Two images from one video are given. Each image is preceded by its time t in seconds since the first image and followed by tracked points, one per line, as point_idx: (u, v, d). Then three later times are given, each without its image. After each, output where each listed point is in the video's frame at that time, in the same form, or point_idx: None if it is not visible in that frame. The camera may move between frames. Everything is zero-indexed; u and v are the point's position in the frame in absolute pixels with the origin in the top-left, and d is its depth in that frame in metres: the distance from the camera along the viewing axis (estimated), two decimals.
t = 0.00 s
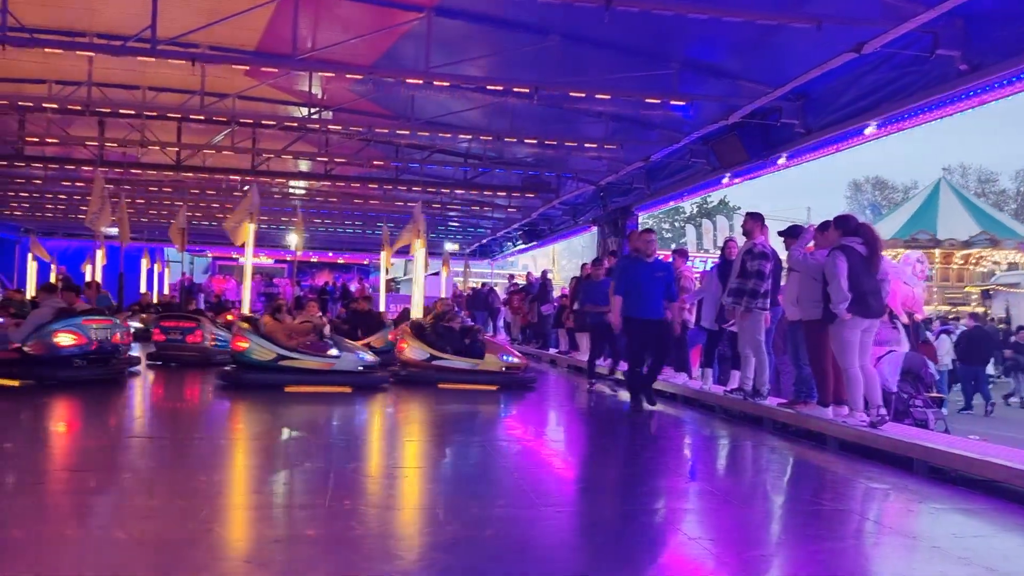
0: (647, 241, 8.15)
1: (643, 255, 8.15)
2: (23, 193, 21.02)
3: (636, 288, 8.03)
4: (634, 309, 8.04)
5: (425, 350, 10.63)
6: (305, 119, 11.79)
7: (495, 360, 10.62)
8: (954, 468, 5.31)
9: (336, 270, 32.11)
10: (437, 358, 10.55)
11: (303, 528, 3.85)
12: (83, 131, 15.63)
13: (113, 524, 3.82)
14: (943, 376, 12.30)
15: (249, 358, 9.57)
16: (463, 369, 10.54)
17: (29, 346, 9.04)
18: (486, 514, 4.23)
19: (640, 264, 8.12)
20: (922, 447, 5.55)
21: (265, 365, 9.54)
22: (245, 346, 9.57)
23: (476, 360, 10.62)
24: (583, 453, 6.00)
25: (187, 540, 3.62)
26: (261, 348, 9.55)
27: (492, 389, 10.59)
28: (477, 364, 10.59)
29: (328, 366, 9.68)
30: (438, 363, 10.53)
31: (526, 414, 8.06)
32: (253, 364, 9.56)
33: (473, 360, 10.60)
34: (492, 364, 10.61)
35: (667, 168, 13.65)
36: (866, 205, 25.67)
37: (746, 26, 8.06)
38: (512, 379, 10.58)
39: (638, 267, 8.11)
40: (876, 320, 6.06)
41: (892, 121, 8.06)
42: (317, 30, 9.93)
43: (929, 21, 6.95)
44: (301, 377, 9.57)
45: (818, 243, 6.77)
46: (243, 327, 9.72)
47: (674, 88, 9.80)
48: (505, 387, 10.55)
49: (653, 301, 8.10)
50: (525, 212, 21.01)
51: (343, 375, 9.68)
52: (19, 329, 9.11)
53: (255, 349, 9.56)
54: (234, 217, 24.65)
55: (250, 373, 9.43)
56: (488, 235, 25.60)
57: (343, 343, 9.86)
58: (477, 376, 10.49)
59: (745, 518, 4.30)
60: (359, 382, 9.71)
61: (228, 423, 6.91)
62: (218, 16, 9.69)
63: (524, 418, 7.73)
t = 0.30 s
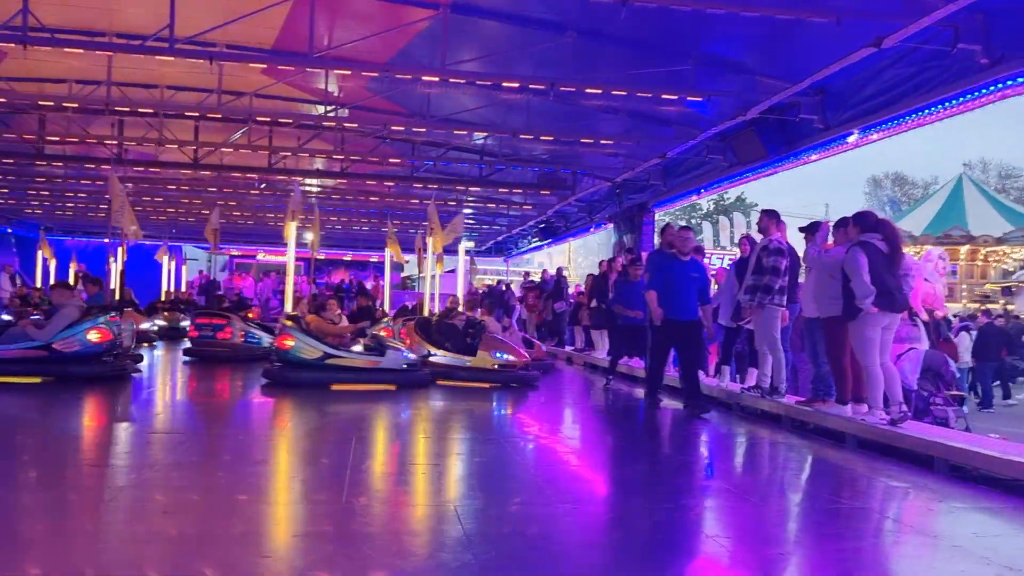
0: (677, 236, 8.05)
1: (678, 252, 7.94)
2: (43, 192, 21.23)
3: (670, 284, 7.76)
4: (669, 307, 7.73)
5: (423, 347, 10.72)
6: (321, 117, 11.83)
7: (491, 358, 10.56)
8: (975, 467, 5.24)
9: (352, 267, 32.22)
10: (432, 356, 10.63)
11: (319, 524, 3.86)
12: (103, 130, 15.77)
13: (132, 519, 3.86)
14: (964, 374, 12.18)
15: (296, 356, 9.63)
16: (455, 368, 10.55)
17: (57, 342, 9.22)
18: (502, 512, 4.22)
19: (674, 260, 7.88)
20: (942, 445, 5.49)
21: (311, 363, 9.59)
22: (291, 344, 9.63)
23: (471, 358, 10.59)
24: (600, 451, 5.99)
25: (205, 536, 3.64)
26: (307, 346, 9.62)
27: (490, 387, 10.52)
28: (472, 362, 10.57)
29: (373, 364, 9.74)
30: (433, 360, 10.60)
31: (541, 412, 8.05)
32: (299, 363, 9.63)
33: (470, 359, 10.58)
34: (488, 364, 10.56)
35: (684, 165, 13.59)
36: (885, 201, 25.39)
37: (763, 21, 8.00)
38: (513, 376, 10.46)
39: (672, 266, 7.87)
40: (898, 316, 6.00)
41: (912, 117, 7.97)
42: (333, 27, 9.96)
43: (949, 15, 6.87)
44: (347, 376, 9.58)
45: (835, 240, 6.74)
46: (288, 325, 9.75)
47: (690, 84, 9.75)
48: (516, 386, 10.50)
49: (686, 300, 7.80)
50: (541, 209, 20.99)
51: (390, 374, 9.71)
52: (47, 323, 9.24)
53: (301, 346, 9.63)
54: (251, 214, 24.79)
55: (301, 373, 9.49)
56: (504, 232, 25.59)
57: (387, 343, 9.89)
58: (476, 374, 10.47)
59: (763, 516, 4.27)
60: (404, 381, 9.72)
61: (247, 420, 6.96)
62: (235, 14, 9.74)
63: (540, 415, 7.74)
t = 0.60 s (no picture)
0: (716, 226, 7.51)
1: (720, 244, 7.34)
2: (67, 192, 21.47)
3: (707, 277, 7.18)
4: (707, 303, 7.15)
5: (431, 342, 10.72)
6: (341, 116, 11.89)
7: (487, 355, 10.58)
8: (999, 466, 5.19)
9: (371, 265, 32.33)
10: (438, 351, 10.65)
11: (340, 522, 3.88)
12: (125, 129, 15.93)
13: (155, 515, 3.89)
14: (987, 374, 12.03)
15: (331, 354, 9.60)
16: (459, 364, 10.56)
17: (96, 341, 9.44)
18: (521, 510, 4.22)
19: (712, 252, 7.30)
20: (966, 445, 5.43)
21: (346, 361, 9.59)
22: (327, 344, 9.60)
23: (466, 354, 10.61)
24: (618, 449, 5.98)
25: (228, 532, 3.67)
26: (343, 345, 9.60)
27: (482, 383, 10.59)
28: (468, 358, 10.59)
29: (406, 362, 9.85)
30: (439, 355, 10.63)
31: (559, 409, 8.06)
32: (334, 361, 9.62)
33: (464, 353, 10.61)
34: (482, 361, 10.58)
35: (704, 163, 13.52)
36: (907, 198, 25.12)
37: (784, 17, 7.96)
38: (506, 373, 10.51)
39: (710, 258, 7.28)
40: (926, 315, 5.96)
41: (935, 113, 7.89)
42: (353, 27, 10.01)
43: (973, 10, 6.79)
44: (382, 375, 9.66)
45: (856, 238, 6.67)
46: (321, 323, 9.71)
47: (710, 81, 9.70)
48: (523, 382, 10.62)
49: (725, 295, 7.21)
50: (559, 207, 20.98)
51: (421, 372, 9.85)
52: (85, 319, 9.43)
53: (338, 345, 9.61)
54: (271, 214, 24.98)
55: (333, 373, 9.50)
56: (522, 230, 25.60)
57: (417, 342, 10.02)
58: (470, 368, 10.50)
59: (783, 516, 4.24)
60: (435, 378, 9.88)
61: (268, 417, 7.00)
62: (256, 14, 9.81)
63: (558, 413, 7.74)
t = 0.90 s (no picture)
0: (733, 223, 7.11)
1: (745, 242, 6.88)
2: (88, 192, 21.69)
3: (737, 280, 6.74)
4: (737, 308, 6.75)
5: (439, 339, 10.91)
6: (358, 115, 11.93)
7: (482, 352, 10.54)
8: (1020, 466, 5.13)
9: (388, 263, 32.43)
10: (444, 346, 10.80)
11: (357, 519, 3.90)
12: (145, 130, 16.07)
13: (174, 511, 3.93)
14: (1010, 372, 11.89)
15: (349, 352, 9.62)
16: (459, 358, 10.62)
17: (138, 338, 9.62)
18: (536, 508, 4.22)
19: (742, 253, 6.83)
20: (987, 444, 5.37)
21: (364, 359, 9.62)
22: (346, 342, 9.61)
23: (465, 352, 10.65)
24: (635, 448, 5.97)
25: (246, 529, 3.70)
26: (362, 343, 9.64)
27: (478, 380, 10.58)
28: (466, 356, 10.59)
29: (420, 359, 9.94)
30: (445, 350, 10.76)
31: (575, 408, 8.05)
32: (351, 359, 9.63)
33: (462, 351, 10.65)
34: (478, 358, 10.56)
35: (721, 161, 13.46)
36: (928, 196, 24.84)
37: (802, 13, 7.90)
38: (502, 371, 10.48)
39: (739, 259, 6.81)
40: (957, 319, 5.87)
41: (956, 109, 7.81)
42: (369, 26, 10.04)
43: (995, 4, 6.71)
44: (398, 373, 9.70)
45: (879, 234, 6.54)
46: (339, 321, 9.74)
47: (728, 78, 9.64)
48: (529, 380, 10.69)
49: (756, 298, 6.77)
50: (575, 205, 20.95)
51: (435, 369, 10.02)
52: (128, 317, 9.68)
53: (357, 344, 9.64)
54: (289, 212, 25.12)
55: (350, 370, 9.51)
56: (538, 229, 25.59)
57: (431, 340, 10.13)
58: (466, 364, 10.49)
59: (801, 516, 4.22)
60: (447, 375, 10.11)
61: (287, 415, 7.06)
62: (274, 14, 9.87)
63: (575, 412, 7.74)
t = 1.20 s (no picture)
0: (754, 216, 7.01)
1: (775, 233, 6.79)
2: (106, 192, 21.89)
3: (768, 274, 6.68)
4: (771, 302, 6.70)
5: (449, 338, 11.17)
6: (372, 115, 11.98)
7: (477, 350, 10.59)
8: None
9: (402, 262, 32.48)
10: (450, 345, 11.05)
11: (374, 517, 3.92)
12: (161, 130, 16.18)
13: (190, 509, 3.96)
14: None
15: (358, 351, 9.65)
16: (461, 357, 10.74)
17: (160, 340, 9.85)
18: (551, 507, 4.23)
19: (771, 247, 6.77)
20: (1005, 444, 5.33)
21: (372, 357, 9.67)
22: (354, 340, 9.64)
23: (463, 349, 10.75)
24: (649, 447, 5.96)
25: (263, 527, 3.73)
26: (371, 342, 9.70)
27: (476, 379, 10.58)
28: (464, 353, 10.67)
29: (426, 358, 9.96)
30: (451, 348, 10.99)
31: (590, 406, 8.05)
32: (360, 357, 9.66)
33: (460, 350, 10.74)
34: (475, 356, 10.60)
35: (736, 158, 13.41)
36: (945, 193, 24.57)
37: (817, 9, 7.86)
38: (498, 370, 10.43)
39: (769, 252, 6.74)
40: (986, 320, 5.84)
41: (973, 105, 7.75)
42: (383, 26, 10.06)
43: None
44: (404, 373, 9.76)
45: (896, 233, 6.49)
46: (348, 319, 9.78)
47: (743, 75, 9.59)
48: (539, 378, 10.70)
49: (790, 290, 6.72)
50: (589, 203, 20.94)
51: (440, 367, 10.03)
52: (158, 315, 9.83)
53: (366, 343, 9.69)
54: (303, 212, 25.24)
55: (357, 369, 9.54)
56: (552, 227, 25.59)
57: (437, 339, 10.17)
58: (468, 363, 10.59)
59: (817, 515, 4.20)
60: (452, 373, 10.12)
61: (302, 413, 7.10)
62: (288, 14, 9.90)
63: (590, 410, 7.73)
